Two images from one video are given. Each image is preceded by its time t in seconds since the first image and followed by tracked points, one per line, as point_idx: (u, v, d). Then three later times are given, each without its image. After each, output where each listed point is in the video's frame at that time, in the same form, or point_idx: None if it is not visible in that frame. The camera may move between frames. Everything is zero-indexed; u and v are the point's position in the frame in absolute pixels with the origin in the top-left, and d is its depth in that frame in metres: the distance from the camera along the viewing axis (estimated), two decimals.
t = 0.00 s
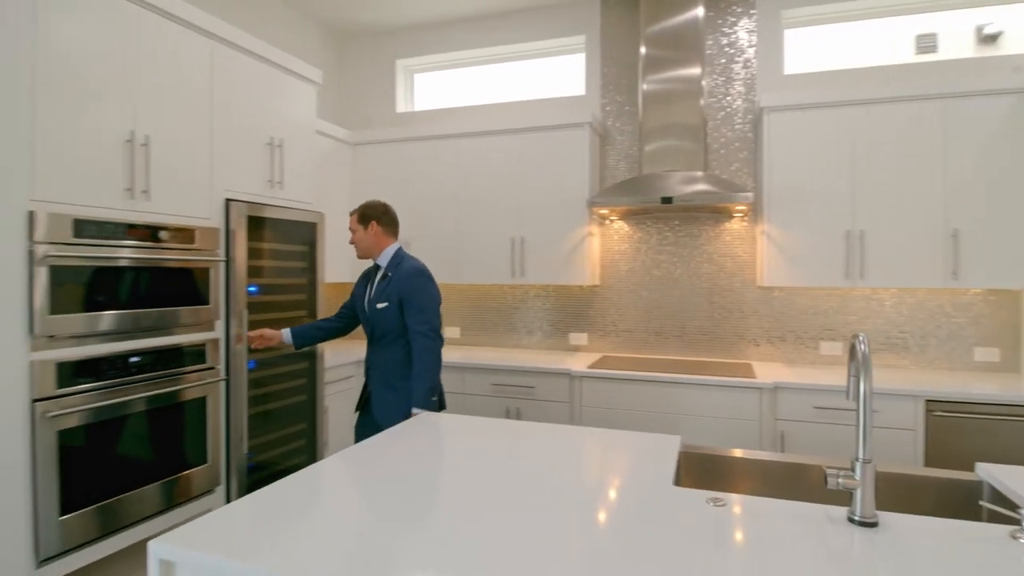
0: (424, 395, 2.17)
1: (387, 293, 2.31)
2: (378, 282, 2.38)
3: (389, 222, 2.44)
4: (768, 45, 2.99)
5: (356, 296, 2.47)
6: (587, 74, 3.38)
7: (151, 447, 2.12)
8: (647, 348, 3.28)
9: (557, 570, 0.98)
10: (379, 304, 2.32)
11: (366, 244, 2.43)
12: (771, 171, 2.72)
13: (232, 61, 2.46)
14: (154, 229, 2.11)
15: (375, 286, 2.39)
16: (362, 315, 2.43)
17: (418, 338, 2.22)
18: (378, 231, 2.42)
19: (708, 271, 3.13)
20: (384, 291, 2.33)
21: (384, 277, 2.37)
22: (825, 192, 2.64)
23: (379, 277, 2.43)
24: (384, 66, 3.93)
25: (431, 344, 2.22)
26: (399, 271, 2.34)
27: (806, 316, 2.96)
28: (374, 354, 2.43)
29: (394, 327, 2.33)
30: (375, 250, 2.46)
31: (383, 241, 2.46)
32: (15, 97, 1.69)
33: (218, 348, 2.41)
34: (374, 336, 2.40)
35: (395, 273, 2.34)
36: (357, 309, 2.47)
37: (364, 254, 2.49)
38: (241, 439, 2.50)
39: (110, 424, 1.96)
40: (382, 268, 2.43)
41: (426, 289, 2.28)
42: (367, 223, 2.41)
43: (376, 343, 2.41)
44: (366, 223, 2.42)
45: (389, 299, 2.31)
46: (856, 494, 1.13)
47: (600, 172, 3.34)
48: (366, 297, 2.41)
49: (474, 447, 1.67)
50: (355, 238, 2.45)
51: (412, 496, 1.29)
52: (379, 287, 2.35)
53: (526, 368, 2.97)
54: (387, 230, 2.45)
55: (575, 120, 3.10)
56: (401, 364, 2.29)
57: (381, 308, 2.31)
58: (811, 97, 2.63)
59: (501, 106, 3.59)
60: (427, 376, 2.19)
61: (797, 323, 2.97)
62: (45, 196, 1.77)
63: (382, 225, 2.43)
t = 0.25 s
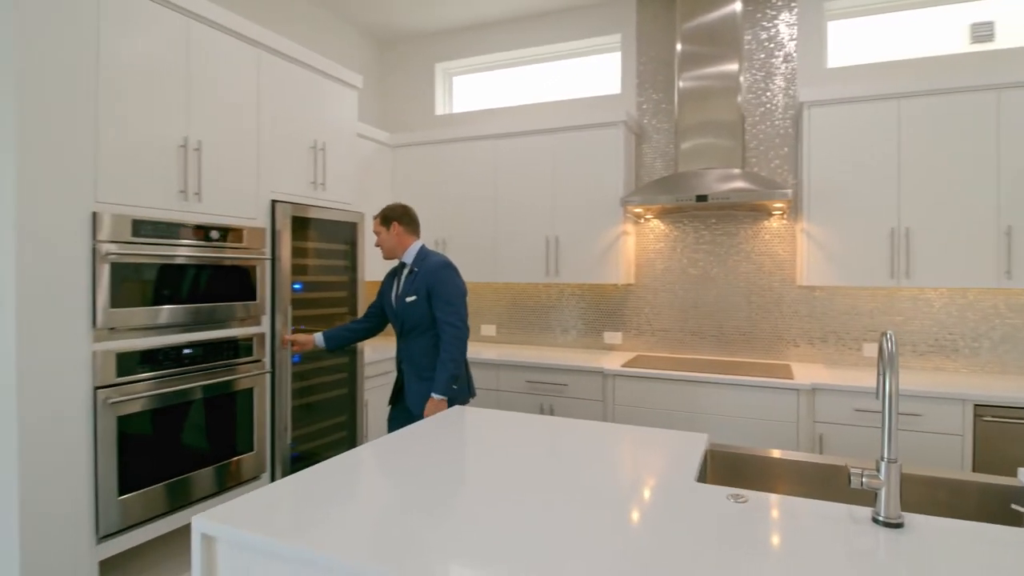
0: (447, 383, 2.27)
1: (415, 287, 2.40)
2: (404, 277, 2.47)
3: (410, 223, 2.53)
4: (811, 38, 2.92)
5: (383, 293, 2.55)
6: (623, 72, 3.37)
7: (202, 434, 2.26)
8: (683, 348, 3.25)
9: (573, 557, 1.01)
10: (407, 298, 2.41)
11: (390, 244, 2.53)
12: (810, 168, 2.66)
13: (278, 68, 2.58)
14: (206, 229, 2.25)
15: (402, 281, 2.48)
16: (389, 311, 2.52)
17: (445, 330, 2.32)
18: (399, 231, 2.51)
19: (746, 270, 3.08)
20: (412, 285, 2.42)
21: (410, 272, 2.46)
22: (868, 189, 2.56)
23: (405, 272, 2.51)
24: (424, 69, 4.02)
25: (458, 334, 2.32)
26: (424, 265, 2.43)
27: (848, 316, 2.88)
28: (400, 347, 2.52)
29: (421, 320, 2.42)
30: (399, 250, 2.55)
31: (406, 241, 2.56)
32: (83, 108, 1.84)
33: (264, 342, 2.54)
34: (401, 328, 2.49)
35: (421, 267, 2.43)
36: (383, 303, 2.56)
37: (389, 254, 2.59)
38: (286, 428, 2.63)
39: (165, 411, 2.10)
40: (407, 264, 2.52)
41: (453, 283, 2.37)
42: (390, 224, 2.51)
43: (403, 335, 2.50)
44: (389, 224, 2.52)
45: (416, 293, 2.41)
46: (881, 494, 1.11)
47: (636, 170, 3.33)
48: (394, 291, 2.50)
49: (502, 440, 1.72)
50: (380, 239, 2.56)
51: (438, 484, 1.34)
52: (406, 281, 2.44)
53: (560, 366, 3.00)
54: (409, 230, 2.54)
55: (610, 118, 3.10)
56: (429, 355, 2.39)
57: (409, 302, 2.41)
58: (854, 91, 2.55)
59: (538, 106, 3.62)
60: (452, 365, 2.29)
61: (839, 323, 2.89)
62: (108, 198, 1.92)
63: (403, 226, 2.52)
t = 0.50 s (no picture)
0: (457, 381, 2.31)
1: (441, 287, 2.48)
2: (434, 276, 2.56)
3: (443, 223, 2.60)
4: (837, 33, 2.88)
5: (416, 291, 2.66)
6: (645, 71, 3.37)
7: (232, 425, 2.36)
8: (705, 347, 3.24)
9: (573, 544, 1.05)
10: (434, 297, 2.49)
11: (422, 243, 2.60)
12: (834, 165, 2.63)
13: (306, 74, 2.68)
14: (236, 229, 2.35)
15: (432, 280, 2.56)
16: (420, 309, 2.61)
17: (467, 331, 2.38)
18: (431, 230, 2.58)
19: (769, 269, 3.05)
20: (439, 284, 2.50)
21: (440, 272, 2.54)
22: (894, 186, 2.52)
23: (435, 272, 2.60)
24: (448, 72, 4.09)
25: (479, 336, 2.36)
26: (452, 267, 2.49)
27: (875, 316, 2.83)
28: (429, 344, 2.61)
29: (446, 318, 2.50)
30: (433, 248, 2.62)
31: (438, 240, 2.63)
32: (122, 116, 1.95)
33: (291, 338, 2.64)
34: (429, 326, 2.57)
35: (449, 267, 2.50)
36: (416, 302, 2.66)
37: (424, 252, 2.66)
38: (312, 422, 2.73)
39: (198, 402, 2.20)
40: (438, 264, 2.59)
41: (478, 285, 2.42)
42: (422, 224, 2.59)
43: (430, 332, 2.58)
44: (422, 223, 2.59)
45: (442, 293, 2.48)
46: (885, 491, 1.11)
47: (658, 169, 3.33)
48: (425, 290, 2.60)
49: (515, 434, 1.76)
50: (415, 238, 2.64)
51: (448, 474, 1.39)
52: (435, 280, 2.53)
53: (580, 364, 3.02)
54: (441, 230, 2.62)
55: (631, 117, 3.11)
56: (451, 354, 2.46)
57: (435, 301, 2.49)
58: (879, 86, 2.51)
59: (560, 106, 3.65)
60: (465, 364, 2.33)
61: (865, 323, 2.84)
62: (145, 201, 2.03)
63: (435, 226, 2.59)
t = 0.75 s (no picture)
0: (472, 382, 2.39)
1: (466, 290, 2.57)
2: (464, 279, 2.65)
3: (473, 223, 2.67)
4: (854, 26, 2.84)
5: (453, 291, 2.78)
6: (661, 67, 3.37)
7: (254, 416, 2.45)
8: (720, 345, 3.23)
9: (569, 533, 1.08)
10: (460, 300, 2.59)
11: (452, 241, 2.70)
12: (850, 160, 2.60)
13: (325, 75, 2.75)
14: (257, 226, 2.44)
15: (462, 282, 2.66)
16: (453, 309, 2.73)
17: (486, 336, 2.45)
18: (462, 230, 2.67)
19: (785, 266, 3.03)
20: (467, 287, 2.59)
21: (468, 275, 2.63)
22: (911, 181, 2.48)
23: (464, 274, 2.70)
24: (466, 71, 4.13)
25: (496, 341, 2.42)
26: (477, 271, 2.55)
27: (894, 314, 2.79)
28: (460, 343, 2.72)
29: (470, 320, 2.59)
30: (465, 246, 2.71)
31: (468, 239, 2.72)
32: (148, 118, 2.04)
33: (310, 333, 2.72)
34: (459, 327, 2.68)
35: (474, 271, 2.58)
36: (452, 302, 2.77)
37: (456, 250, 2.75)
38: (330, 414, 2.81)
39: (221, 393, 2.29)
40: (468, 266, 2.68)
41: (502, 290, 2.48)
42: (453, 223, 2.68)
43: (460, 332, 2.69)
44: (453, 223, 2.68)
45: (467, 297, 2.57)
46: (881, 485, 1.12)
47: (673, 166, 3.33)
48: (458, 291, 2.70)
49: (523, 428, 1.80)
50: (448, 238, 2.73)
51: (454, 465, 1.44)
52: (464, 283, 2.62)
53: (593, 360, 3.05)
54: (472, 230, 2.69)
55: (645, 114, 3.12)
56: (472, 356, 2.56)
57: (461, 304, 2.59)
58: (896, 80, 2.48)
59: (576, 103, 3.67)
60: (482, 366, 2.40)
61: (882, 321, 2.81)
62: (170, 200, 2.12)
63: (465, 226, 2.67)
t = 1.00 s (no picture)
0: (481, 382, 2.44)
1: (479, 291, 2.60)
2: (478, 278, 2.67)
3: (494, 221, 2.72)
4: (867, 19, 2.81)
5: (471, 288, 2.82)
6: (671, 63, 3.37)
7: (268, 410, 2.51)
8: (730, 342, 3.22)
9: (558, 524, 1.11)
10: (473, 300, 2.63)
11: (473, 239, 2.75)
12: (862, 156, 2.58)
13: (336, 76, 2.80)
14: (269, 225, 2.50)
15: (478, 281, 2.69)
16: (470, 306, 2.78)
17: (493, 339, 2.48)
18: (483, 228, 2.72)
19: (796, 263, 3.01)
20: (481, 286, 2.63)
21: (483, 274, 2.65)
22: (923, 177, 2.45)
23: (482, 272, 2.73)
24: (478, 69, 4.17)
25: (504, 343, 2.45)
26: (489, 273, 2.57)
27: (906, 311, 2.76)
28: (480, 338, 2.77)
29: (483, 320, 2.63)
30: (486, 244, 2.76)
31: (490, 237, 2.76)
32: (163, 121, 2.11)
33: (322, 329, 2.78)
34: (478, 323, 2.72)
35: (488, 272, 2.60)
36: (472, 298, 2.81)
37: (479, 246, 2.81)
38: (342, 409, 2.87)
39: (236, 387, 2.36)
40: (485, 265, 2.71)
41: (511, 291, 2.49)
42: (475, 221, 2.73)
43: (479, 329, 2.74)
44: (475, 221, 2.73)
45: (479, 297, 2.60)
46: (870, 481, 1.12)
47: (683, 162, 3.32)
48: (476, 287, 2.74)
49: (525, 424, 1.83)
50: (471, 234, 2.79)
51: (453, 458, 1.48)
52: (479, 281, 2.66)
53: (601, 356, 3.06)
54: (492, 227, 2.74)
55: (654, 111, 3.12)
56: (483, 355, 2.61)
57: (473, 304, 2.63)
58: (907, 74, 2.45)
59: (586, 101, 3.68)
60: (491, 366, 2.44)
61: (894, 318, 2.78)
62: (184, 200, 2.19)
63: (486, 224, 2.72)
